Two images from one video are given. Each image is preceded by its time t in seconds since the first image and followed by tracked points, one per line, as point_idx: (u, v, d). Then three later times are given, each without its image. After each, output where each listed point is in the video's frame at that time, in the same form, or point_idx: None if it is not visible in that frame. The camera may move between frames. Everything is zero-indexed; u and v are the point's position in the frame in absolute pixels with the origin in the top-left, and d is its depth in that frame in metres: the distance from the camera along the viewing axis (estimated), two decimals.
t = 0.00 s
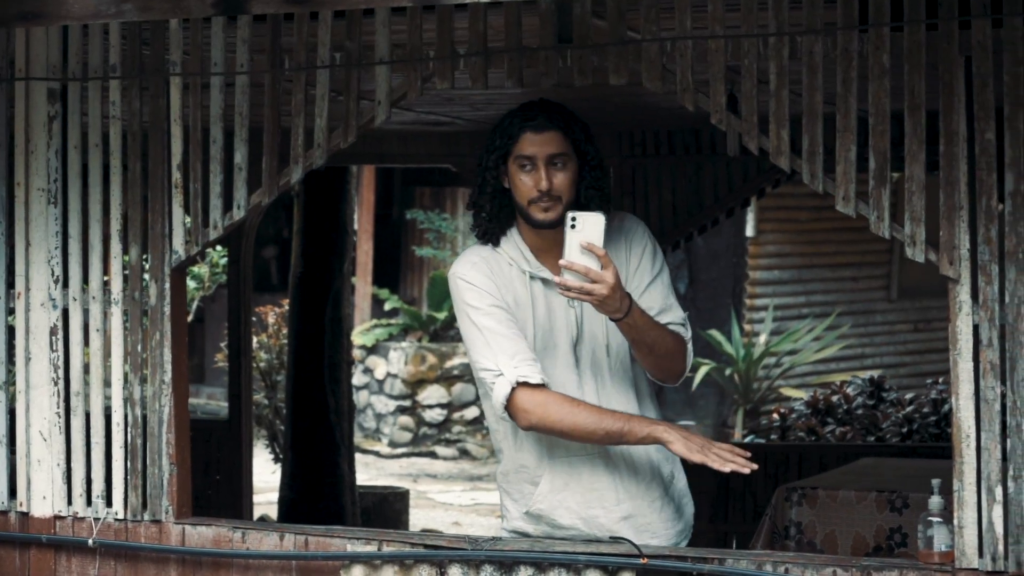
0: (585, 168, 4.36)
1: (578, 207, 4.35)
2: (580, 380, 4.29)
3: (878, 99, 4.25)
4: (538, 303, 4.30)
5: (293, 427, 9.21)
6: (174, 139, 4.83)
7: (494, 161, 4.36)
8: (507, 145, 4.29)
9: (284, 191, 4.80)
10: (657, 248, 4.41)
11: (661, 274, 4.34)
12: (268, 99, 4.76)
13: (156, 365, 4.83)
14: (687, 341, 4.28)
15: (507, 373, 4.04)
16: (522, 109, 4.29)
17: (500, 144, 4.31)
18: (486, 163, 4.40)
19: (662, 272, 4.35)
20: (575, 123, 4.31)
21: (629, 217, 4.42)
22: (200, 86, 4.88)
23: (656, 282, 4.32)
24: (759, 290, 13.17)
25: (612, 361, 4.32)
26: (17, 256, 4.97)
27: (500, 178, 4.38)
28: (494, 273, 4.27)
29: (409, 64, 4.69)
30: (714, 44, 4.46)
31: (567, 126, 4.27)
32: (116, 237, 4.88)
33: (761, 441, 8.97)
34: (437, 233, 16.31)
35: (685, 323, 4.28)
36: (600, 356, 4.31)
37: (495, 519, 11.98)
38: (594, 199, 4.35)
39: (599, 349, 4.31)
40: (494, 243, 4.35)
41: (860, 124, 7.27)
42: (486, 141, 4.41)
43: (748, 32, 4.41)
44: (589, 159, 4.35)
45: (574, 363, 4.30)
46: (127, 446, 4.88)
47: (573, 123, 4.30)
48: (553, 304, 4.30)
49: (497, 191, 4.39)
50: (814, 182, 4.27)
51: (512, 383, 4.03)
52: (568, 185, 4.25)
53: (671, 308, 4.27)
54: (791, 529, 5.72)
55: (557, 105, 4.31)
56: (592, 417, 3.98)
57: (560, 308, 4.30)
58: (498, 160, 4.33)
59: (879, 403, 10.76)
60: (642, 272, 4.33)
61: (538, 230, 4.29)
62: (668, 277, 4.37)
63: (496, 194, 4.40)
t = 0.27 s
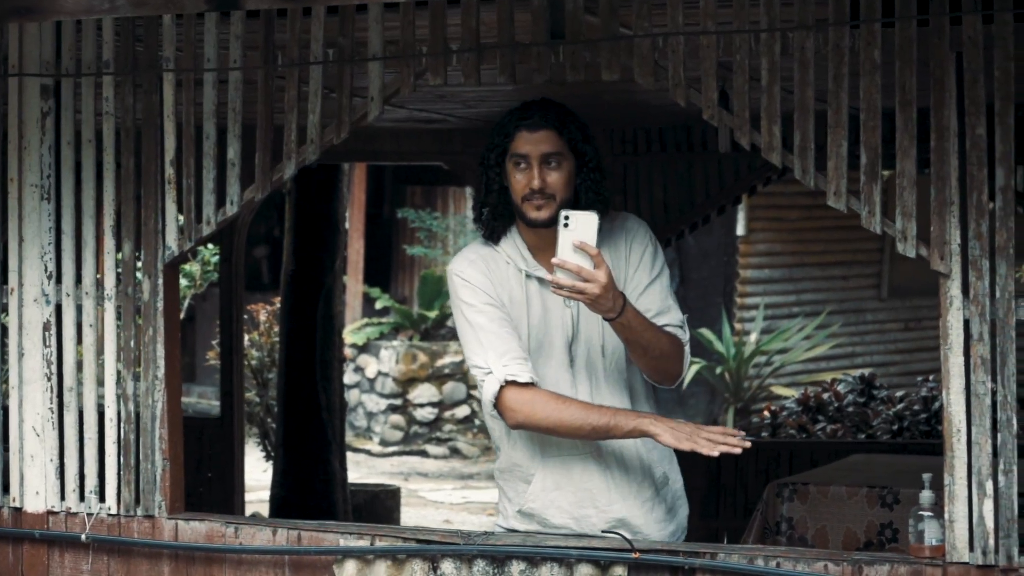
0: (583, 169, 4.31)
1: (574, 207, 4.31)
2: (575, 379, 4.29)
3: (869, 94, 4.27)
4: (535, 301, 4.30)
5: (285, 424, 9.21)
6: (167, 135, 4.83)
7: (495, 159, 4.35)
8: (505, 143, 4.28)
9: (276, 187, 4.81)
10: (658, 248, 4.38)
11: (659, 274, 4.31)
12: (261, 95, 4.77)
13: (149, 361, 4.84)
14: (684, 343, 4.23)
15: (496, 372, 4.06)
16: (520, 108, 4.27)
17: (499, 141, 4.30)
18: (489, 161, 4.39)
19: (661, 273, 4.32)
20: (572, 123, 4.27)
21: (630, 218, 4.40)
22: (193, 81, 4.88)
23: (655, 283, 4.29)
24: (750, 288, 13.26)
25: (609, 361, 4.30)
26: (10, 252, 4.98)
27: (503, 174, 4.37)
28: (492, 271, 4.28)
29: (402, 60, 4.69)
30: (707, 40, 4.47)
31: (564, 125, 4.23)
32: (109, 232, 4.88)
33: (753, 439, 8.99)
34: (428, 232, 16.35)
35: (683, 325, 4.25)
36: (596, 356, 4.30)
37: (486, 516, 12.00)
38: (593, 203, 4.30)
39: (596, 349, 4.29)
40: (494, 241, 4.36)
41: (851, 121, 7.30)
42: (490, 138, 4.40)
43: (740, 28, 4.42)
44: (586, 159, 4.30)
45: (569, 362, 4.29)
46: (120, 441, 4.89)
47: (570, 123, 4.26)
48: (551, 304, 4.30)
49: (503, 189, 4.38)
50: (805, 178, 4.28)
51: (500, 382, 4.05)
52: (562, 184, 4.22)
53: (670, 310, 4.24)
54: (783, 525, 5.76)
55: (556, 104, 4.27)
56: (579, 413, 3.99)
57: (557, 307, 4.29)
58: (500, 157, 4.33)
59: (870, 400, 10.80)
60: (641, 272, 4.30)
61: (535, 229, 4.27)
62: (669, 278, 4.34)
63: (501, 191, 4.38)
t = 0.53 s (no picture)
0: (599, 167, 4.37)
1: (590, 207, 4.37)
2: (580, 380, 4.32)
3: (859, 93, 4.29)
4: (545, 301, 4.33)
5: (276, 423, 9.22)
6: (159, 133, 4.83)
7: (512, 159, 4.42)
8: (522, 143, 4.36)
9: (269, 185, 4.82)
10: (686, 252, 4.38)
11: (682, 278, 4.30)
12: (253, 94, 4.77)
13: (142, 358, 4.84)
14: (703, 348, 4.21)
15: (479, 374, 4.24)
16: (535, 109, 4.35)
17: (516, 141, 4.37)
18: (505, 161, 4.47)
19: (684, 276, 4.31)
20: (587, 122, 4.33)
21: (660, 221, 4.41)
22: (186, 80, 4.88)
23: (675, 287, 4.27)
24: (739, 288, 13.26)
25: (617, 365, 4.30)
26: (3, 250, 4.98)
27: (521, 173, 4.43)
28: (504, 269, 4.37)
29: (394, 59, 4.70)
30: (698, 39, 4.49)
31: (579, 125, 4.29)
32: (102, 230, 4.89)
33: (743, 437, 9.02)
34: (419, 231, 16.40)
35: (703, 329, 4.23)
36: (604, 359, 4.31)
37: (477, 515, 12.01)
38: (611, 203, 4.37)
39: (603, 351, 4.31)
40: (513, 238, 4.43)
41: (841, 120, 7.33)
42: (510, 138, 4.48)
43: (730, 27, 4.44)
44: (602, 158, 4.36)
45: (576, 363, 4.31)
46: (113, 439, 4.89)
47: (585, 122, 4.32)
48: (561, 304, 4.32)
49: (518, 189, 4.44)
50: (796, 176, 4.30)
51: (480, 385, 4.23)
52: (578, 183, 4.29)
53: (689, 313, 4.22)
54: (773, 521, 5.83)
55: (571, 104, 4.34)
56: (538, 435, 4.10)
57: (567, 308, 4.32)
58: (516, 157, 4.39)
59: (860, 399, 10.83)
60: (663, 276, 4.30)
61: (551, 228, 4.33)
62: (693, 281, 4.32)
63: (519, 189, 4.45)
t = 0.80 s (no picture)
0: (620, 173, 4.39)
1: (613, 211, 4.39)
2: (592, 386, 4.35)
3: (849, 91, 4.31)
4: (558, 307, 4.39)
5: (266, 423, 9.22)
6: (150, 131, 4.83)
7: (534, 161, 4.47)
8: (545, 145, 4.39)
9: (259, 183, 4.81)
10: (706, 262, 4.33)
11: (697, 287, 4.25)
12: (244, 92, 4.78)
13: (133, 356, 4.84)
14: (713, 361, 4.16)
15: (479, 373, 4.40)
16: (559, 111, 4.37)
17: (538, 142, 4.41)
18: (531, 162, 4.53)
19: (701, 286, 4.25)
20: (609, 127, 4.34)
21: (681, 229, 4.36)
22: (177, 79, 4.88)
23: (690, 297, 4.23)
24: (729, 287, 13.35)
25: (629, 373, 4.33)
26: None
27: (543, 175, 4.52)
28: (522, 273, 4.46)
29: (385, 57, 4.71)
30: (688, 38, 4.51)
31: (601, 129, 4.31)
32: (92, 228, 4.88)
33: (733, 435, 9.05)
34: (408, 232, 16.48)
35: (714, 342, 4.18)
36: (616, 367, 4.34)
37: (466, 515, 12.03)
38: (630, 210, 4.37)
39: (616, 359, 4.34)
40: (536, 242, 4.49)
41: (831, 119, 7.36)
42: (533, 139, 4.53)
43: (720, 26, 4.46)
44: (623, 164, 4.38)
45: (588, 369, 4.35)
46: (104, 437, 4.89)
47: (607, 127, 4.33)
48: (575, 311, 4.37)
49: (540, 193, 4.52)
50: (786, 174, 4.32)
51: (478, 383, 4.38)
52: (595, 188, 4.31)
53: (701, 326, 4.17)
54: (763, 519, 5.85)
55: (596, 108, 4.36)
56: (513, 432, 4.24)
57: (580, 314, 4.37)
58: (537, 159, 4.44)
59: (849, 397, 10.88)
60: (678, 285, 4.26)
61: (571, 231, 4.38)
62: (709, 292, 4.27)
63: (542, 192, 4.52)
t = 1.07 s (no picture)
0: (626, 167, 4.37)
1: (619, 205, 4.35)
2: (597, 381, 4.30)
3: (838, 87, 4.32)
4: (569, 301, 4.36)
5: (256, 421, 9.23)
6: (140, 128, 4.83)
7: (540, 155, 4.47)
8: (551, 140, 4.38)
9: (250, 180, 4.81)
10: (717, 258, 4.27)
11: (708, 284, 4.19)
12: (234, 89, 4.77)
13: (124, 353, 4.84)
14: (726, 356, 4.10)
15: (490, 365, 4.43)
16: (564, 107, 4.36)
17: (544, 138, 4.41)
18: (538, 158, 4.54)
19: (713, 283, 4.20)
20: (614, 121, 4.32)
21: (691, 226, 4.32)
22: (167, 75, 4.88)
23: (700, 293, 4.18)
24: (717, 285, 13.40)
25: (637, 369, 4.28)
26: None
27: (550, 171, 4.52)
28: (534, 266, 4.46)
29: (375, 53, 4.71)
30: (678, 34, 4.52)
31: (607, 124, 4.30)
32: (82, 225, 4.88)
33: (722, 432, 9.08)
34: (397, 231, 16.47)
35: (726, 339, 4.11)
36: (624, 363, 4.29)
37: (456, 514, 12.04)
38: (638, 207, 4.32)
39: (623, 355, 4.29)
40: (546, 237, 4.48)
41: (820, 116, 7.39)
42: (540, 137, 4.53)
43: (710, 22, 4.47)
44: (629, 159, 4.36)
45: (595, 364, 4.30)
46: (95, 434, 4.88)
47: (613, 121, 4.32)
48: (585, 305, 4.34)
49: (548, 187, 4.53)
50: (776, 170, 4.33)
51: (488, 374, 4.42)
52: (602, 182, 4.29)
53: (712, 322, 4.12)
54: (753, 516, 5.95)
55: (601, 103, 4.35)
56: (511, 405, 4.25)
57: (589, 308, 4.33)
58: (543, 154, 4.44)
59: (838, 395, 10.92)
60: (689, 280, 4.21)
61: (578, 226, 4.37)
62: (720, 288, 4.22)
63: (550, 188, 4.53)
